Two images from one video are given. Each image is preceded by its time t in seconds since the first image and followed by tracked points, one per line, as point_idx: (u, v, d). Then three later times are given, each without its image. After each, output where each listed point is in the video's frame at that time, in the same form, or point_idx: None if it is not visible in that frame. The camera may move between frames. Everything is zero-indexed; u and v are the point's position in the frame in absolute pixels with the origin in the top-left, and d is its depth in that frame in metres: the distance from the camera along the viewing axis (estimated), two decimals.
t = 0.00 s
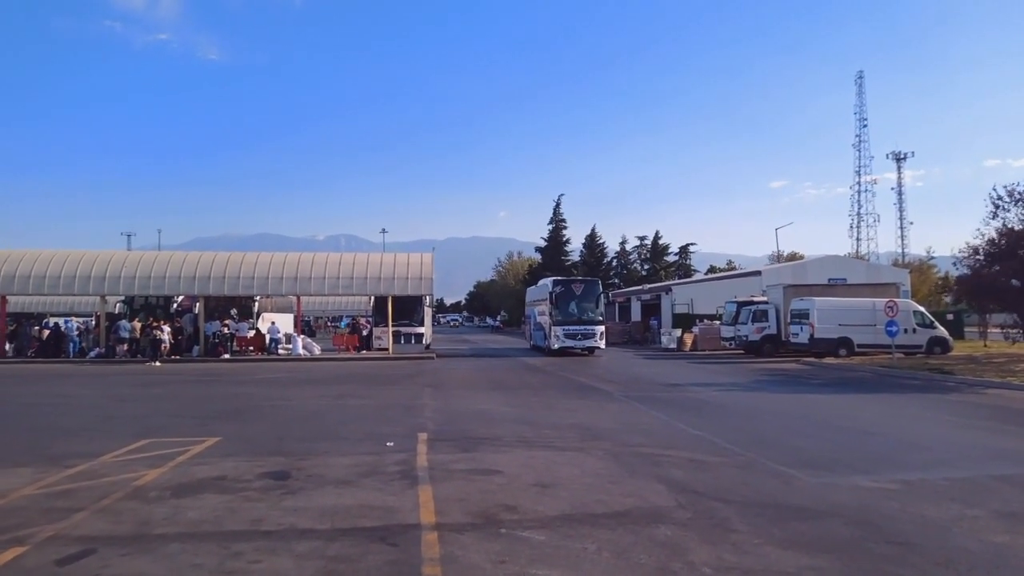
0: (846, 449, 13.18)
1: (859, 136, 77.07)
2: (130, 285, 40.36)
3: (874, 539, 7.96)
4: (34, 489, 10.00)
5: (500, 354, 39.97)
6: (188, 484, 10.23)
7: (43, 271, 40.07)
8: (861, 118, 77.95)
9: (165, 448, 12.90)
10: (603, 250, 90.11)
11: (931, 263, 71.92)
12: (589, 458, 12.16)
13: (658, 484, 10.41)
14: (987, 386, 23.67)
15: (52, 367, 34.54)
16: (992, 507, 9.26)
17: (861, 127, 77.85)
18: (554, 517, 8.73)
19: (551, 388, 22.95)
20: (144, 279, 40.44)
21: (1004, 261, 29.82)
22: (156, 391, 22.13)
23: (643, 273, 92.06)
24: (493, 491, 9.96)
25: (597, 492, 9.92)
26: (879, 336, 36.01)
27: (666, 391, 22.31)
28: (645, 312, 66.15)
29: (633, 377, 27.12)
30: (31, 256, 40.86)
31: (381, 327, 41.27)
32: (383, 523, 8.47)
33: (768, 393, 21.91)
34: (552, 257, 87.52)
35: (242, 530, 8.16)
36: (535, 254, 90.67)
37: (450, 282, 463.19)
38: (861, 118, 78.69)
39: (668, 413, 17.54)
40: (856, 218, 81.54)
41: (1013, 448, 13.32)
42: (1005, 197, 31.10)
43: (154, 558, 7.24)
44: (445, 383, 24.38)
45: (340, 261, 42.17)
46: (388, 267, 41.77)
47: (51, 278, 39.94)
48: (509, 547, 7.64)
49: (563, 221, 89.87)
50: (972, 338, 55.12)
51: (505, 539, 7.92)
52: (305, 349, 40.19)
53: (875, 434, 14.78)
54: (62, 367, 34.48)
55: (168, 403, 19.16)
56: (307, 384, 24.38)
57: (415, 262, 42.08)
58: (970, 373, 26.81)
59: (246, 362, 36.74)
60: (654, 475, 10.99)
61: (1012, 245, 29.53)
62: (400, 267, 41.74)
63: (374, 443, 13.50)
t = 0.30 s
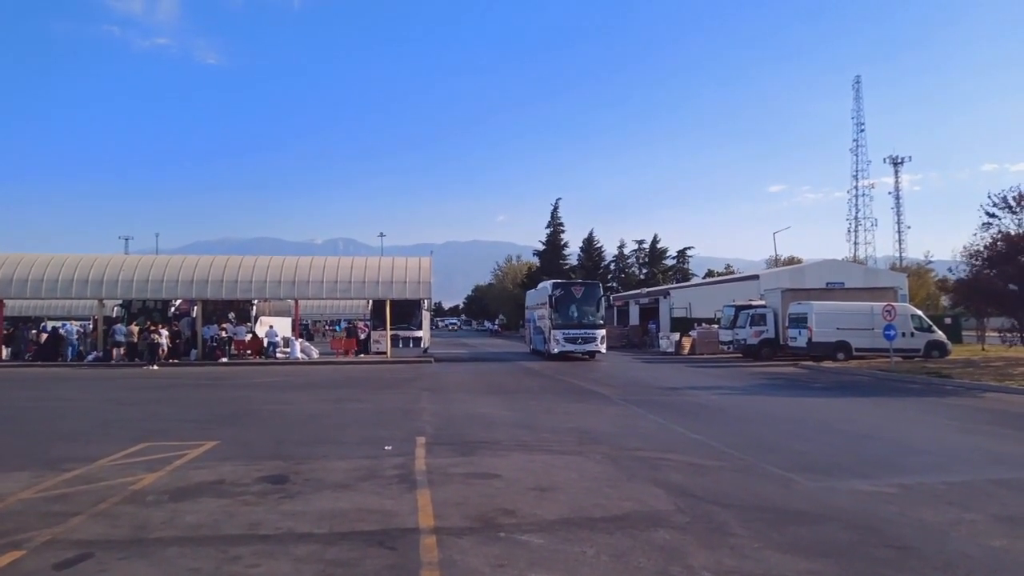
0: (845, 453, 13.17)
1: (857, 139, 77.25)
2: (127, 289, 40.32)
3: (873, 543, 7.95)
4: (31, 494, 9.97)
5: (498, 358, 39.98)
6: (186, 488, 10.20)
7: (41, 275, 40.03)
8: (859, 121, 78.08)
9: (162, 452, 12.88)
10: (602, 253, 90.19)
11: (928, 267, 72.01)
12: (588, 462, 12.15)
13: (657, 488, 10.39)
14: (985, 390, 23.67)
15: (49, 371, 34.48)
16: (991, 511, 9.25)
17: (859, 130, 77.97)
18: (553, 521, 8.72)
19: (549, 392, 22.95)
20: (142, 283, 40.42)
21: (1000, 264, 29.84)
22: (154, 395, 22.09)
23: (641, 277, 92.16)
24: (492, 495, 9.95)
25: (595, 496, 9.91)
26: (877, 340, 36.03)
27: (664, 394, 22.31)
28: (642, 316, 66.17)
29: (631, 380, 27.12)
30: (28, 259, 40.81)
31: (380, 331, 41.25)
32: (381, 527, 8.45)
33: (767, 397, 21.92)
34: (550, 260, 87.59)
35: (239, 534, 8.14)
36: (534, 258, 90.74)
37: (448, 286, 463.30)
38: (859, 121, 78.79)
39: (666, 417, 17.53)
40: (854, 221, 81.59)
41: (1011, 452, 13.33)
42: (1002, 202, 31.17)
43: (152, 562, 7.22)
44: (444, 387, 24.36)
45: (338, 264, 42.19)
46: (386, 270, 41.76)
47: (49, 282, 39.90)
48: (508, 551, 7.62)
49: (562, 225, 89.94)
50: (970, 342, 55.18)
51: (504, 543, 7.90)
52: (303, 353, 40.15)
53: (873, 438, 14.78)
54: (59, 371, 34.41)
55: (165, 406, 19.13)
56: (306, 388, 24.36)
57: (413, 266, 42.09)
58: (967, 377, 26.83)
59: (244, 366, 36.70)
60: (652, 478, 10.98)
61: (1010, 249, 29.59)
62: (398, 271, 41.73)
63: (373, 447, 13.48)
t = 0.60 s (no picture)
0: (843, 448, 13.17)
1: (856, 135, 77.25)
2: (125, 285, 40.25)
3: (872, 539, 7.96)
4: (29, 491, 9.94)
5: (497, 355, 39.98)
6: (184, 485, 10.18)
7: (39, 271, 39.97)
8: (858, 117, 78.07)
9: (160, 449, 12.85)
10: (600, 250, 90.17)
11: (927, 263, 72.04)
12: (587, 458, 12.16)
13: (656, 484, 10.38)
14: (984, 386, 23.69)
15: (47, 368, 34.44)
16: (989, 506, 9.25)
17: (858, 126, 78.02)
18: (551, 517, 8.72)
19: (547, 388, 22.95)
20: (139, 280, 40.36)
21: (1001, 259, 29.89)
22: (152, 392, 22.06)
23: (639, 273, 92.16)
24: (490, 491, 9.94)
25: (594, 492, 9.90)
26: (876, 336, 36.06)
27: (662, 391, 22.32)
28: (641, 312, 66.20)
29: (630, 377, 27.11)
30: (25, 256, 40.71)
31: (378, 328, 41.23)
32: (380, 523, 8.45)
33: (765, 392, 21.93)
34: (549, 256, 87.55)
35: (238, 531, 8.13)
36: (532, 254, 90.67)
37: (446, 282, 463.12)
38: (858, 117, 78.77)
39: (664, 413, 17.53)
40: (853, 217, 81.66)
41: (1009, 447, 13.35)
42: (1003, 199, 31.17)
43: (150, 559, 7.22)
44: (442, 384, 24.35)
45: (336, 261, 42.14)
46: (384, 267, 41.72)
47: (46, 278, 39.83)
48: (506, 547, 7.62)
49: (560, 221, 89.87)
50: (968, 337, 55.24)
51: (502, 539, 7.89)
52: (301, 349, 40.11)
53: (872, 434, 14.79)
54: (57, 368, 34.37)
55: (163, 403, 19.11)
56: (304, 385, 24.33)
57: (411, 262, 42.04)
58: (965, 372, 26.86)
59: (242, 363, 36.68)
60: (651, 474, 10.98)
61: (1010, 246, 29.59)
62: (397, 267, 41.69)
63: (371, 444, 13.48)
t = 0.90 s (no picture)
0: (846, 451, 13.15)
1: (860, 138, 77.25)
2: (130, 286, 40.34)
3: (876, 542, 7.95)
4: (33, 491, 9.97)
5: (500, 357, 39.96)
6: (188, 485, 10.21)
7: (44, 272, 40.06)
8: (861, 120, 78.06)
9: (164, 450, 12.87)
10: (604, 252, 90.17)
11: (931, 266, 71.94)
12: (590, 460, 12.16)
13: (659, 486, 10.39)
14: (988, 389, 23.64)
15: (52, 368, 34.51)
16: (993, 509, 9.24)
17: (861, 129, 77.99)
18: (555, 519, 8.72)
19: (550, 390, 22.95)
20: (144, 280, 40.41)
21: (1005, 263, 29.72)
22: (156, 392, 22.09)
23: (642, 275, 92.14)
24: (494, 493, 9.95)
25: (597, 494, 9.90)
26: (879, 339, 36.01)
27: (666, 393, 22.32)
28: (644, 314, 66.17)
29: (633, 379, 27.09)
30: (31, 256, 40.80)
31: (381, 329, 41.27)
32: (383, 524, 8.47)
33: (768, 395, 21.92)
34: (552, 258, 87.50)
35: (241, 531, 8.15)
36: (536, 256, 90.66)
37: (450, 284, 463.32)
38: (862, 120, 78.76)
39: (668, 415, 17.52)
40: (856, 221, 81.60)
41: (1013, 451, 13.33)
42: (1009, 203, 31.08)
43: (154, 559, 7.23)
44: (446, 385, 24.36)
45: (340, 262, 42.19)
46: (388, 268, 41.77)
47: (51, 279, 39.93)
48: (510, 549, 7.64)
49: (563, 223, 89.82)
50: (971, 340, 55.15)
51: (506, 541, 7.90)
52: (305, 350, 40.17)
53: (876, 436, 14.77)
54: (62, 368, 34.43)
55: (168, 404, 19.17)
56: (307, 385, 24.36)
57: (415, 264, 42.10)
58: (969, 376, 26.81)
59: (246, 364, 36.74)
60: (654, 476, 10.99)
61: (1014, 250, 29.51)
62: (401, 269, 41.74)
63: (374, 445, 13.49)
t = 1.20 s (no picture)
0: (847, 454, 13.16)
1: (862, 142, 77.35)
2: (132, 288, 40.38)
3: (877, 545, 7.95)
4: (35, 492, 9.98)
5: (502, 360, 39.97)
6: (190, 487, 10.22)
7: (46, 274, 40.11)
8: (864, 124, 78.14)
9: (165, 452, 12.89)
10: (606, 254, 90.30)
11: (933, 269, 71.85)
12: (591, 463, 12.17)
13: (660, 489, 10.40)
14: (990, 393, 23.59)
15: (54, 371, 34.57)
16: (994, 513, 9.23)
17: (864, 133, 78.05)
18: (556, 522, 8.73)
19: (552, 393, 22.96)
20: (146, 283, 40.46)
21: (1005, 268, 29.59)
22: (158, 394, 22.14)
23: (644, 278, 92.15)
24: (495, 495, 9.96)
25: (598, 497, 9.91)
26: (881, 342, 35.97)
27: (667, 396, 22.34)
28: (645, 317, 66.14)
29: (635, 382, 27.06)
30: (33, 258, 40.87)
31: (383, 331, 41.34)
32: (384, 526, 8.48)
33: (770, 398, 21.92)
34: (554, 260, 87.53)
35: (243, 533, 8.15)
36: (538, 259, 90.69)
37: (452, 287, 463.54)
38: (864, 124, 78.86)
39: (670, 418, 17.51)
40: (858, 224, 81.69)
41: (1014, 455, 13.31)
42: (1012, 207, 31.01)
43: (156, 561, 7.24)
44: (447, 388, 24.38)
45: (342, 265, 42.22)
46: (390, 271, 41.79)
47: (53, 281, 39.98)
48: (511, 551, 7.64)
49: (565, 226, 89.89)
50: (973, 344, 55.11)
51: (507, 543, 7.91)
52: (307, 353, 40.22)
53: (877, 440, 14.76)
54: (64, 371, 34.47)
55: (170, 405, 19.21)
56: (309, 388, 24.36)
57: (417, 267, 42.13)
58: (971, 379, 26.78)
59: (247, 366, 36.79)
60: (655, 479, 10.99)
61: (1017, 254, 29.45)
62: (403, 272, 41.76)
63: (376, 447, 13.51)
